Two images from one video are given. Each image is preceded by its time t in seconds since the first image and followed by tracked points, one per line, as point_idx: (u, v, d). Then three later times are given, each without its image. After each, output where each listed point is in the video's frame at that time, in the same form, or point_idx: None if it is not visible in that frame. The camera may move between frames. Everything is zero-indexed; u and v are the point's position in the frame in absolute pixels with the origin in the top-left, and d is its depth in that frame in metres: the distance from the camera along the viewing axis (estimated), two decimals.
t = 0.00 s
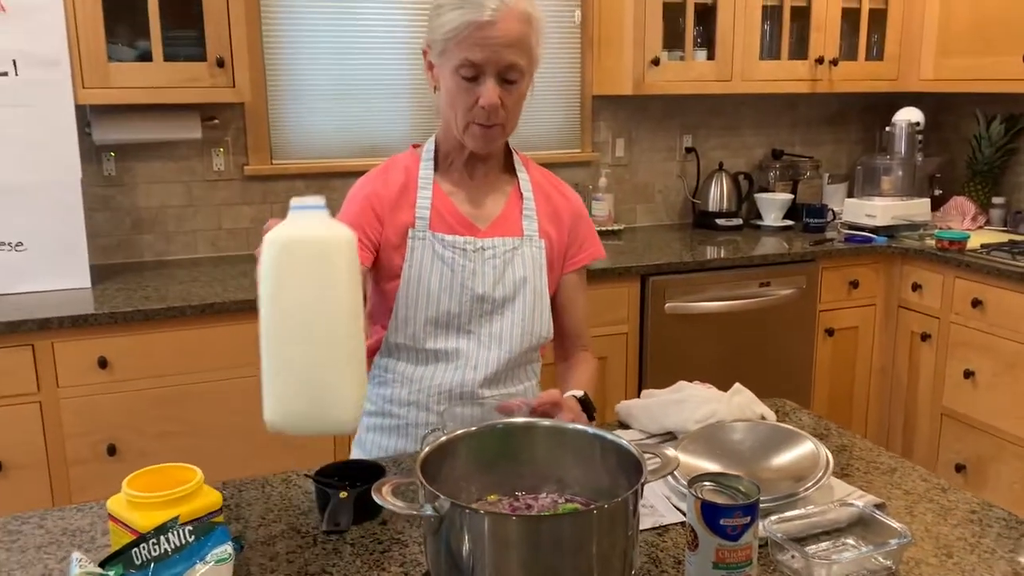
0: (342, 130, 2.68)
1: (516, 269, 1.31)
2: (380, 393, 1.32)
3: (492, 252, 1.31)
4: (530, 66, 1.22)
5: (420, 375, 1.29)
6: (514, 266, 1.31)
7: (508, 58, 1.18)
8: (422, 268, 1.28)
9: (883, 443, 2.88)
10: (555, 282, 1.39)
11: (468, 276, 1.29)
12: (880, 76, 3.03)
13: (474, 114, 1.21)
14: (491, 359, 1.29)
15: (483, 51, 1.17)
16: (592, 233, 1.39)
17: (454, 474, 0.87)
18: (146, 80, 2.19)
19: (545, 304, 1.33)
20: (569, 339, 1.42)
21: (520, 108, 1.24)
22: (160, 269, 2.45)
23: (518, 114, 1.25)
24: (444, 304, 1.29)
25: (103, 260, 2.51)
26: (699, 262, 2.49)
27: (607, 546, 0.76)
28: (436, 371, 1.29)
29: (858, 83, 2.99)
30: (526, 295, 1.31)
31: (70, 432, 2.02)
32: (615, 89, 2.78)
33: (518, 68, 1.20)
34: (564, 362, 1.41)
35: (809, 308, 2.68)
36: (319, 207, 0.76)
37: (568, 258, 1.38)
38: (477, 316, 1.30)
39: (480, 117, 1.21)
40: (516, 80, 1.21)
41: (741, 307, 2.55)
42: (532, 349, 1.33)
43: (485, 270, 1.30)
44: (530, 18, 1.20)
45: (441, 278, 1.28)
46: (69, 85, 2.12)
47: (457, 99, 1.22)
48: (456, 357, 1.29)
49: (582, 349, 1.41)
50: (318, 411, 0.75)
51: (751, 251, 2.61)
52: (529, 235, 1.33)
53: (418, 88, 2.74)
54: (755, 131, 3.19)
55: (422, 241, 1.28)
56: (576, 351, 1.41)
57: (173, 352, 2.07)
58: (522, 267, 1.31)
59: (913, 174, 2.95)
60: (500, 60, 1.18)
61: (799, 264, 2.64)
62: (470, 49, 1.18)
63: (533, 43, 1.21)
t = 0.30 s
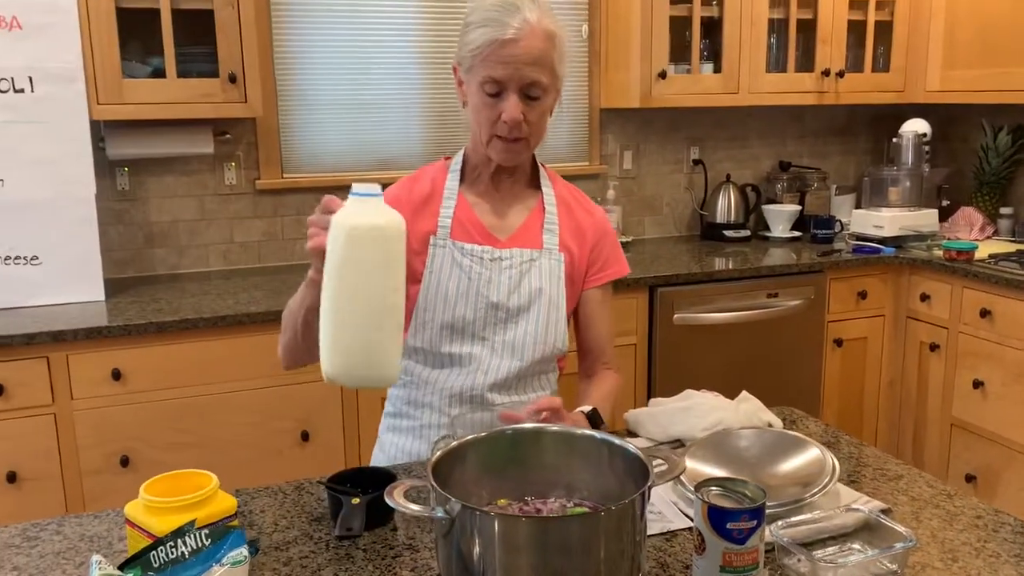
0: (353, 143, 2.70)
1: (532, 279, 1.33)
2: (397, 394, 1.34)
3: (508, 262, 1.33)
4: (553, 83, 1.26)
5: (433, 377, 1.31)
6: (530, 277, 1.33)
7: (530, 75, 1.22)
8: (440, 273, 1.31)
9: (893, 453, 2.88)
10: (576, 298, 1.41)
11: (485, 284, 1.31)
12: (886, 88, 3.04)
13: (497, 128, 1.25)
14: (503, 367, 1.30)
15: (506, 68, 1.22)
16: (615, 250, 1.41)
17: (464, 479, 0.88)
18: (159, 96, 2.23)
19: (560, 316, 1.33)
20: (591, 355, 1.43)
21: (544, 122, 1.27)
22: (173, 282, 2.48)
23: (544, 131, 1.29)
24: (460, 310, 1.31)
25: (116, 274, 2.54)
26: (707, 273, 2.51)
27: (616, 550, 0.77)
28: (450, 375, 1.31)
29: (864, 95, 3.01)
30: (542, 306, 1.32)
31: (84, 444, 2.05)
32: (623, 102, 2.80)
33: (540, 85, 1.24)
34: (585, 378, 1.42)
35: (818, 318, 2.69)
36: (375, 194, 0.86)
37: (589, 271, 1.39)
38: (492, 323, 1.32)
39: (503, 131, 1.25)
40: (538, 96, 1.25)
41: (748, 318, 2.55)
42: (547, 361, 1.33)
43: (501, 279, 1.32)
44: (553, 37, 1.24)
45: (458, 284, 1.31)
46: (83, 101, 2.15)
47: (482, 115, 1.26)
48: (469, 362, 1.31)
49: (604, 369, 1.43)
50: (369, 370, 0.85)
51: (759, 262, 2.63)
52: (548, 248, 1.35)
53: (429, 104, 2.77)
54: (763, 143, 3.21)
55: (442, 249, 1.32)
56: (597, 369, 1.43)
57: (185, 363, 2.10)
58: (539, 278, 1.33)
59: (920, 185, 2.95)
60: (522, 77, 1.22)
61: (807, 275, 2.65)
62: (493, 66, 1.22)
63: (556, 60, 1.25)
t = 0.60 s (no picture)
0: (361, 149, 2.73)
1: (542, 280, 1.35)
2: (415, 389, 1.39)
3: (520, 263, 1.35)
4: (566, 88, 1.28)
5: (447, 374, 1.35)
6: (541, 278, 1.35)
7: (542, 80, 1.24)
8: (453, 273, 1.34)
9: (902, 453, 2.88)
10: (593, 300, 1.41)
11: (496, 284, 1.34)
12: (892, 89, 3.04)
13: (510, 131, 1.28)
14: (512, 365, 1.32)
15: (518, 73, 1.24)
16: (632, 251, 1.41)
17: (470, 476, 0.89)
18: (169, 103, 2.25)
19: (571, 316, 1.34)
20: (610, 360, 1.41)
21: (557, 126, 1.29)
22: (184, 287, 2.50)
23: (557, 135, 1.31)
24: (471, 309, 1.34)
25: (127, 279, 2.56)
26: (714, 275, 2.52)
27: (619, 548, 0.79)
28: (462, 372, 1.34)
29: (871, 97, 3.02)
30: (551, 305, 1.34)
31: (96, 446, 2.07)
32: (629, 106, 2.81)
33: (553, 90, 1.25)
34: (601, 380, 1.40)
35: (826, 319, 2.69)
36: (411, 251, 0.89)
37: (604, 272, 1.40)
38: (503, 322, 1.34)
39: (515, 135, 1.28)
40: (551, 100, 1.26)
41: (755, 320, 2.56)
42: (558, 361, 1.35)
43: (512, 279, 1.34)
44: (566, 43, 1.25)
45: (470, 284, 1.34)
46: (95, 109, 2.18)
47: (496, 119, 1.29)
48: (480, 360, 1.33)
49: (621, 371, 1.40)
50: (391, 408, 0.91)
51: (766, 264, 2.63)
52: (561, 249, 1.36)
53: (436, 110, 2.79)
54: (769, 146, 3.22)
55: (457, 249, 1.35)
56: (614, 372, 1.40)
57: (196, 367, 2.12)
58: (549, 278, 1.35)
59: (926, 186, 2.96)
60: (534, 82, 1.24)
61: (814, 276, 2.66)
62: (506, 70, 1.24)
63: (569, 66, 1.26)
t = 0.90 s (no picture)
0: (367, 146, 2.73)
1: (548, 272, 1.35)
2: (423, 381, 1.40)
3: (526, 255, 1.35)
4: (569, 79, 1.28)
5: (453, 366, 1.35)
6: (547, 271, 1.35)
7: (545, 70, 1.24)
8: (460, 266, 1.35)
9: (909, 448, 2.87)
10: (601, 292, 1.40)
11: (502, 276, 1.34)
12: (899, 82, 3.03)
13: (514, 123, 1.28)
14: (519, 357, 1.32)
15: (521, 63, 1.24)
16: (640, 243, 1.40)
17: (472, 467, 0.89)
18: (174, 99, 2.26)
19: (577, 309, 1.34)
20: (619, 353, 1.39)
21: (561, 117, 1.29)
22: (191, 283, 2.51)
23: (561, 127, 1.31)
24: (478, 302, 1.34)
25: (134, 275, 2.57)
26: (720, 269, 2.51)
27: (619, 540, 0.79)
28: (469, 364, 1.34)
29: (877, 90, 3.00)
30: (557, 298, 1.34)
31: (103, 442, 2.08)
32: (634, 100, 2.81)
33: (556, 80, 1.25)
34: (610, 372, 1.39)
35: (832, 313, 2.68)
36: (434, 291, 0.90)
37: (611, 263, 1.39)
38: (510, 314, 1.34)
39: (519, 126, 1.28)
40: (554, 92, 1.26)
41: (761, 314, 2.56)
42: (565, 354, 1.35)
43: (518, 271, 1.34)
44: (569, 35, 1.25)
45: (476, 277, 1.35)
46: (101, 106, 2.19)
47: (500, 112, 1.29)
48: (486, 352, 1.34)
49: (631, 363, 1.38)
50: (397, 427, 0.95)
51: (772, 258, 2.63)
52: (567, 242, 1.36)
53: (441, 105, 2.79)
54: (775, 140, 3.20)
55: (465, 243, 1.36)
56: (624, 363, 1.38)
57: (202, 362, 2.13)
58: (554, 271, 1.35)
59: (934, 180, 2.94)
60: (537, 72, 1.24)
61: (820, 270, 2.65)
62: (509, 62, 1.24)
63: (571, 58, 1.26)
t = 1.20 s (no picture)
0: (370, 135, 2.72)
1: (550, 260, 1.34)
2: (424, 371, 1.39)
3: (529, 243, 1.34)
4: (571, 64, 1.26)
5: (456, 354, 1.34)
6: (549, 258, 1.34)
7: (547, 55, 1.23)
8: (463, 254, 1.35)
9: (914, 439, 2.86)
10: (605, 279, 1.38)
11: (505, 264, 1.34)
12: (905, 71, 3.00)
13: (516, 109, 1.27)
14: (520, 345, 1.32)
15: (523, 48, 1.22)
16: (645, 228, 1.38)
17: (469, 455, 0.89)
18: (176, 88, 2.25)
19: (579, 297, 1.34)
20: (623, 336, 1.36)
21: (565, 102, 1.28)
22: (193, 272, 2.51)
23: (564, 112, 1.29)
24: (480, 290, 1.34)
25: (137, 264, 2.57)
26: (724, 259, 2.50)
27: (616, 529, 0.78)
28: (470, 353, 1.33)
29: (884, 78, 2.98)
30: (559, 286, 1.33)
31: (106, 431, 2.08)
32: (639, 88, 2.79)
33: (558, 65, 1.24)
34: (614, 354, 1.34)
35: (838, 303, 2.67)
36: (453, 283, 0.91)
37: (615, 248, 1.37)
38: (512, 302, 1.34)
39: (522, 112, 1.26)
40: (556, 76, 1.25)
41: (765, 304, 2.54)
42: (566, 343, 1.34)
43: (521, 259, 1.34)
44: (571, 19, 1.24)
45: (479, 265, 1.34)
46: (103, 94, 2.18)
47: (502, 97, 1.28)
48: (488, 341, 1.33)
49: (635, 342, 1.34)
50: (379, 402, 0.96)
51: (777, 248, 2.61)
52: (569, 230, 1.35)
53: (444, 94, 2.77)
54: (781, 129, 3.18)
55: (468, 230, 1.36)
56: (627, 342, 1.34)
57: (205, 352, 2.13)
58: (557, 259, 1.34)
59: (940, 169, 2.92)
60: (539, 57, 1.23)
61: (825, 260, 2.63)
62: (511, 47, 1.23)
63: (573, 42, 1.25)
